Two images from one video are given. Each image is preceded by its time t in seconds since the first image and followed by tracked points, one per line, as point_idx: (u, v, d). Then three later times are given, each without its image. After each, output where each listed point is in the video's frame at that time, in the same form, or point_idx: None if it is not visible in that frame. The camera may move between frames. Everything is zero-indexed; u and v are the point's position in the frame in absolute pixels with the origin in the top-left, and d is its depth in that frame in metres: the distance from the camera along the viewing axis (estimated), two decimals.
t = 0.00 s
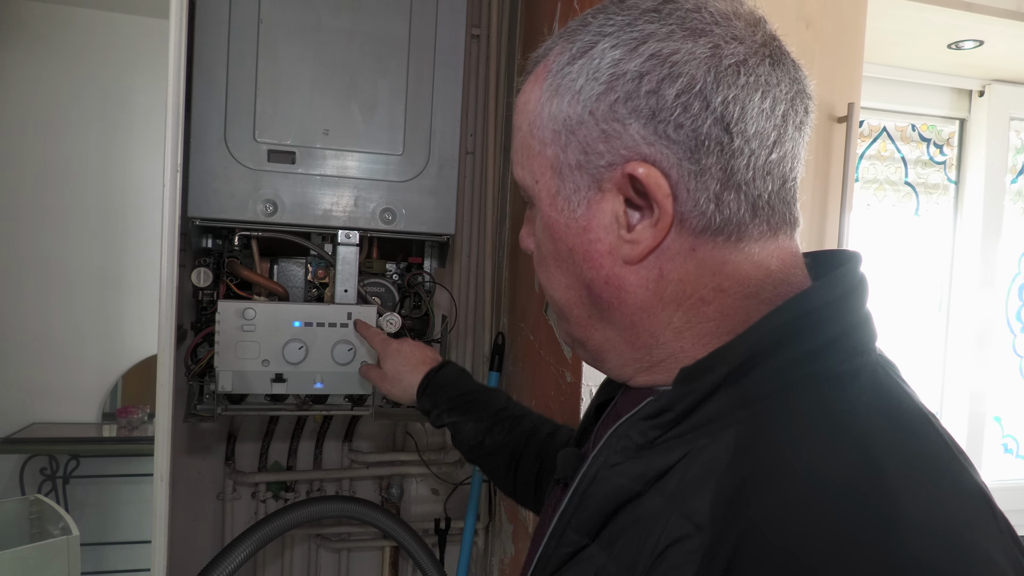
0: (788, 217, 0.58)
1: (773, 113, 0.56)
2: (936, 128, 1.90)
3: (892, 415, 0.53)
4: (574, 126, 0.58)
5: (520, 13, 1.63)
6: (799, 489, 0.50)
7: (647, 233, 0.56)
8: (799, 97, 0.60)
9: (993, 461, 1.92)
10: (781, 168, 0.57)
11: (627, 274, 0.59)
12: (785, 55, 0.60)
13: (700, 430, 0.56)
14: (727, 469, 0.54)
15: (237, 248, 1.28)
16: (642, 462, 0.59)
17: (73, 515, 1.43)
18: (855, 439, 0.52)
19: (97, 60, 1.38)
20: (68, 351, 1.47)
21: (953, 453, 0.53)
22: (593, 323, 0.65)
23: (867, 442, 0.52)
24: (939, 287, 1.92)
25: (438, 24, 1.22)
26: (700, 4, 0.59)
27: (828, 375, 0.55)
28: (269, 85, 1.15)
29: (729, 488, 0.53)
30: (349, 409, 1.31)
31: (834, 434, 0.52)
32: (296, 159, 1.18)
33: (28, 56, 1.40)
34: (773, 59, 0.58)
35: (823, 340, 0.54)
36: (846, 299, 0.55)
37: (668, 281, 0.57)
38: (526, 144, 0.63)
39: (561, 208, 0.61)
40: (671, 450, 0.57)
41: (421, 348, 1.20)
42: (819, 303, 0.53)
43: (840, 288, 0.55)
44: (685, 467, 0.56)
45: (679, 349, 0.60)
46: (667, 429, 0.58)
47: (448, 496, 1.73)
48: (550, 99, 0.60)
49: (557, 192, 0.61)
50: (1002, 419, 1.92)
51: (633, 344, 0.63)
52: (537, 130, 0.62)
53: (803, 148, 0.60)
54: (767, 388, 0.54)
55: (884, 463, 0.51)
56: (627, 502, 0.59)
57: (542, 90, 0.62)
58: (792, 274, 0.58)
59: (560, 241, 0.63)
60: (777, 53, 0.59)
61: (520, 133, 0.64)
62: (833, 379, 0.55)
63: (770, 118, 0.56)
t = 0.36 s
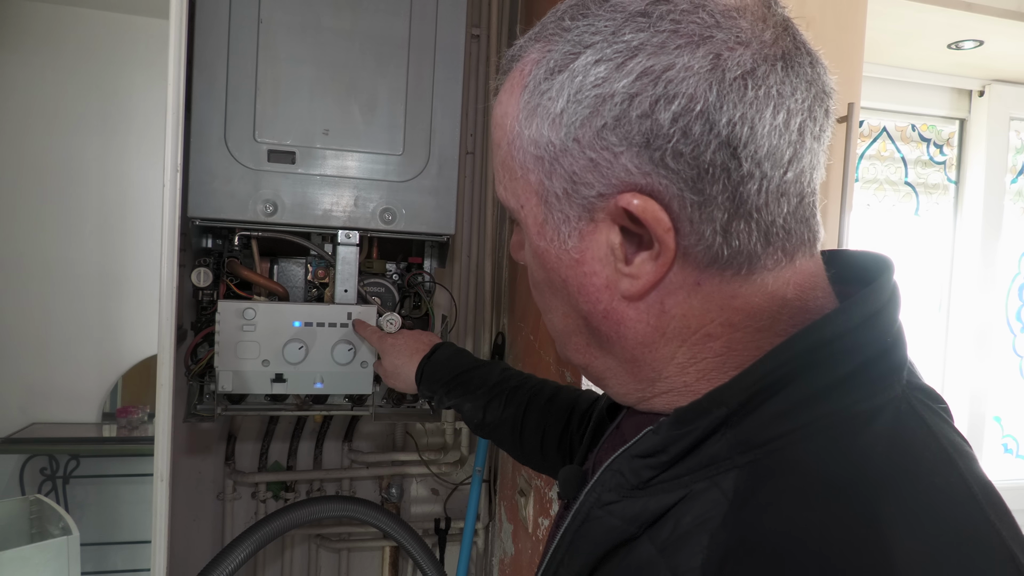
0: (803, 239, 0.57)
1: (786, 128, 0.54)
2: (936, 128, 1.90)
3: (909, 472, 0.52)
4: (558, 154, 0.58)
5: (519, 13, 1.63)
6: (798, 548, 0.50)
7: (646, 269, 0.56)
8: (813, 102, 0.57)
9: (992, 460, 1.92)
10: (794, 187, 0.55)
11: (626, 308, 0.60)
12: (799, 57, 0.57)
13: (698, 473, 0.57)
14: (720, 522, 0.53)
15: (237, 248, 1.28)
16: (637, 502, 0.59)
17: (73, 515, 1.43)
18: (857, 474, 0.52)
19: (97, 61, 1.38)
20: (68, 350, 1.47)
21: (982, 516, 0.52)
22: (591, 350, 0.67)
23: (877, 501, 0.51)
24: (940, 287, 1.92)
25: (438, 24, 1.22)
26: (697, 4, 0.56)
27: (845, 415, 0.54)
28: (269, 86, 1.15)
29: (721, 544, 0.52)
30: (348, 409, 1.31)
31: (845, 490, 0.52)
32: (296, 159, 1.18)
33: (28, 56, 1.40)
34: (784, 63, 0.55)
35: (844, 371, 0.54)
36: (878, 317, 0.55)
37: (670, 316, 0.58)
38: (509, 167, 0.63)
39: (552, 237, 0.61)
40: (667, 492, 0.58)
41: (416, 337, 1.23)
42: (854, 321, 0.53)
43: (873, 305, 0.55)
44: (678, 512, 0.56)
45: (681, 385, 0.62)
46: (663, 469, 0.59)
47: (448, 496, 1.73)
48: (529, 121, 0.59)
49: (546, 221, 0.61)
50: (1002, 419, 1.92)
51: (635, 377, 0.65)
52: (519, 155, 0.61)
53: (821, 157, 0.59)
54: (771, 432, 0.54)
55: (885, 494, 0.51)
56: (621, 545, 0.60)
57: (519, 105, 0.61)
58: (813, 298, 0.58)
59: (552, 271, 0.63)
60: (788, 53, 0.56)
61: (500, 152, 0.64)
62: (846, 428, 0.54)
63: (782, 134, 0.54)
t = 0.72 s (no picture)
0: (816, 239, 0.57)
1: (800, 125, 0.55)
2: (936, 128, 1.90)
3: (927, 476, 0.53)
4: (566, 159, 0.57)
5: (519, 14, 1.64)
6: (814, 556, 0.51)
7: (659, 275, 0.56)
8: (825, 98, 0.58)
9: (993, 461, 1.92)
10: (807, 185, 0.56)
11: (639, 315, 0.59)
12: (808, 52, 0.57)
13: (711, 477, 0.57)
14: (733, 528, 0.53)
15: (237, 248, 1.28)
16: (648, 507, 0.60)
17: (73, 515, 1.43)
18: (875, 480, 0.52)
19: (97, 61, 1.38)
20: (68, 351, 1.47)
21: (1000, 516, 0.52)
22: (601, 360, 0.66)
23: (895, 506, 0.52)
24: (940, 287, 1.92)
25: (438, 24, 1.23)
26: (705, 1, 0.56)
27: (861, 417, 0.54)
28: (269, 86, 1.16)
29: (734, 549, 0.52)
30: (348, 410, 1.31)
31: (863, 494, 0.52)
32: (296, 159, 1.18)
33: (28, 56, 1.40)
34: (794, 59, 0.56)
35: (861, 372, 0.54)
36: (895, 319, 0.55)
37: (684, 321, 0.57)
38: (512, 174, 0.62)
39: (560, 246, 0.60)
40: (678, 497, 0.58)
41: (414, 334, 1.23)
42: (870, 324, 0.53)
43: (890, 306, 0.55)
44: (691, 518, 0.57)
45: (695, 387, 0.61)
46: (674, 474, 0.59)
47: (449, 496, 1.73)
48: (534, 127, 0.59)
49: (554, 229, 0.60)
50: (1002, 419, 1.91)
51: (647, 385, 0.64)
52: (522, 161, 0.60)
53: (832, 154, 0.59)
54: (789, 436, 0.54)
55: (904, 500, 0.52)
56: (633, 549, 0.60)
57: (522, 110, 0.60)
58: (828, 298, 0.58)
59: (560, 280, 0.63)
60: (798, 49, 0.57)
61: (501, 159, 0.63)
62: (864, 430, 0.54)
63: (795, 132, 0.54)
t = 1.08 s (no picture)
0: (836, 239, 0.58)
1: (827, 122, 0.55)
2: (936, 128, 1.90)
3: (957, 477, 0.53)
4: (591, 160, 0.56)
5: (520, 15, 1.64)
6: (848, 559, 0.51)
7: (687, 278, 0.55)
8: (849, 96, 0.58)
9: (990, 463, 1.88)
10: (831, 184, 0.56)
11: (663, 318, 0.58)
12: (829, 50, 0.58)
13: (738, 482, 0.57)
14: (764, 534, 0.54)
15: (237, 248, 1.28)
16: (673, 514, 0.60)
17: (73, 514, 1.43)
18: (905, 481, 0.53)
19: (98, 61, 1.38)
20: (68, 351, 1.47)
21: None
22: (620, 365, 0.65)
23: (929, 506, 0.52)
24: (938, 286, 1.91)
25: (438, 24, 1.23)
26: None
27: (887, 420, 0.54)
28: (269, 86, 1.16)
29: (768, 557, 0.53)
30: (349, 410, 1.32)
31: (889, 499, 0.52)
32: (296, 159, 1.18)
33: (28, 57, 1.40)
34: (821, 57, 0.57)
35: (885, 376, 0.54)
36: (913, 323, 0.55)
37: (709, 323, 0.57)
38: (529, 176, 0.60)
39: (582, 250, 0.59)
40: (704, 502, 0.58)
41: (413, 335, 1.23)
42: (889, 329, 0.53)
43: (914, 308, 0.55)
44: (718, 524, 0.57)
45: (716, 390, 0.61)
46: (699, 479, 0.59)
47: (449, 496, 1.73)
48: (556, 127, 0.57)
49: (575, 233, 0.59)
50: (1002, 419, 1.87)
51: (667, 390, 0.64)
52: (542, 163, 0.59)
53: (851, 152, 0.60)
54: (817, 439, 0.54)
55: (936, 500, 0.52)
56: (660, 554, 0.61)
57: (542, 110, 0.58)
58: (847, 301, 0.58)
59: (579, 285, 0.61)
60: (822, 47, 0.58)
61: (517, 161, 0.61)
62: (893, 431, 0.55)
63: (822, 130, 0.55)
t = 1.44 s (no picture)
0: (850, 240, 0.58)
1: (848, 120, 0.56)
2: (936, 128, 1.90)
3: (979, 478, 0.55)
4: (607, 159, 0.55)
5: (520, 15, 1.64)
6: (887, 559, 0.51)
7: (703, 280, 0.55)
8: (867, 96, 0.59)
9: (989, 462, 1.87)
10: (847, 185, 0.57)
11: (677, 320, 0.58)
12: (848, 49, 0.58)
13: (759, 489, 0.56)
14: (792, 542, 0.53)
15: (236, 248, 1.28)
16: (691, 523, 0.59)
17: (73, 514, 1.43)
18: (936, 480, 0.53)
19: (98, 61, 1.38)
20: (68, 352, 1.47)
21: None
22: (626, 366, 0.65)
23: (958, 504, 0.53)
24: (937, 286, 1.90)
25: (438, 24, 1.23)
26: None
27: (905, 426, 0.55)
28: (270, 85, 1.15)
29: (798, 564, 0.52)
30: (348, 409, 1.31)
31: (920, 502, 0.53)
32: (296, 159, 1.18)
33: (28, 57, 1.40)
34: (842, 57, 0.57)
35: (905, 379, 0.54)
36: (926, 329, 0.55)
37: (724, 325, 0.57)
38: (540, 175, 0.60)
39: (594, 251, 0.59)
40: (724, 511, 0.57)
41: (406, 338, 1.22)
42: (905, 334, 0.53)
43: (927, 312, 0.55)
44: (740, 533, 0.56)
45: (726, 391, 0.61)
46: (717, 487, 0.58)
47: (449, 496, 1.73)
48: (571, 124, 0.57)
49: (587, 233, 0.59)
50: (1001, 419, 1.86)
51: (679, 392, 0.64)
52: (555, 161, 0.58)
53: (865, 153, 0.60)
54: (836, 447, 0.54)
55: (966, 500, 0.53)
56: (680, 565, 0.60)
57: (555, 107, 0.58)
58: (860, 303, 0.59)
59: (589, 287, 0.61)
60: (842, 45, 0.58)
61: (529, 159, 0.61)
62: (918, 432, 0.55)
63: (842, 130, 0.55)
